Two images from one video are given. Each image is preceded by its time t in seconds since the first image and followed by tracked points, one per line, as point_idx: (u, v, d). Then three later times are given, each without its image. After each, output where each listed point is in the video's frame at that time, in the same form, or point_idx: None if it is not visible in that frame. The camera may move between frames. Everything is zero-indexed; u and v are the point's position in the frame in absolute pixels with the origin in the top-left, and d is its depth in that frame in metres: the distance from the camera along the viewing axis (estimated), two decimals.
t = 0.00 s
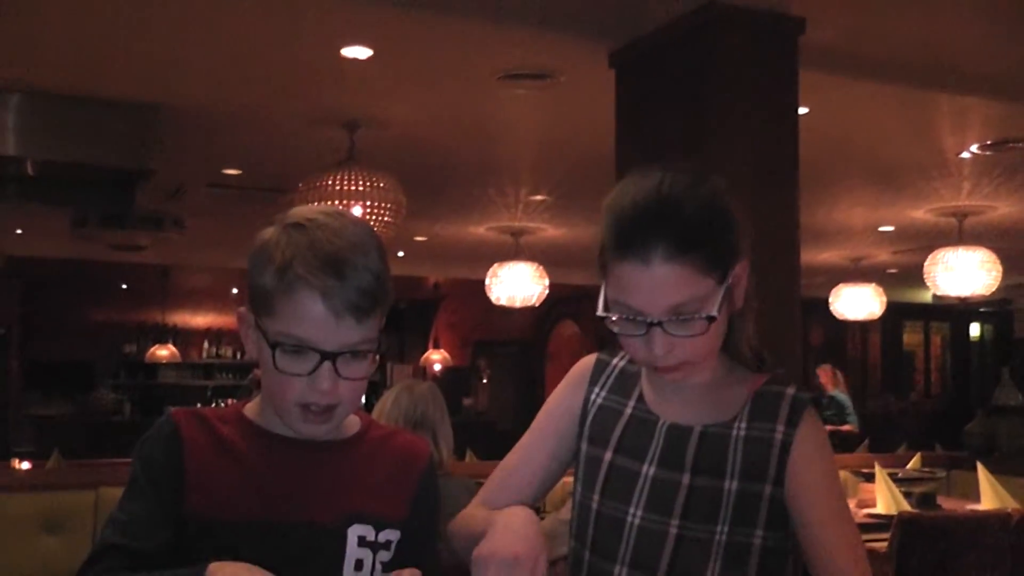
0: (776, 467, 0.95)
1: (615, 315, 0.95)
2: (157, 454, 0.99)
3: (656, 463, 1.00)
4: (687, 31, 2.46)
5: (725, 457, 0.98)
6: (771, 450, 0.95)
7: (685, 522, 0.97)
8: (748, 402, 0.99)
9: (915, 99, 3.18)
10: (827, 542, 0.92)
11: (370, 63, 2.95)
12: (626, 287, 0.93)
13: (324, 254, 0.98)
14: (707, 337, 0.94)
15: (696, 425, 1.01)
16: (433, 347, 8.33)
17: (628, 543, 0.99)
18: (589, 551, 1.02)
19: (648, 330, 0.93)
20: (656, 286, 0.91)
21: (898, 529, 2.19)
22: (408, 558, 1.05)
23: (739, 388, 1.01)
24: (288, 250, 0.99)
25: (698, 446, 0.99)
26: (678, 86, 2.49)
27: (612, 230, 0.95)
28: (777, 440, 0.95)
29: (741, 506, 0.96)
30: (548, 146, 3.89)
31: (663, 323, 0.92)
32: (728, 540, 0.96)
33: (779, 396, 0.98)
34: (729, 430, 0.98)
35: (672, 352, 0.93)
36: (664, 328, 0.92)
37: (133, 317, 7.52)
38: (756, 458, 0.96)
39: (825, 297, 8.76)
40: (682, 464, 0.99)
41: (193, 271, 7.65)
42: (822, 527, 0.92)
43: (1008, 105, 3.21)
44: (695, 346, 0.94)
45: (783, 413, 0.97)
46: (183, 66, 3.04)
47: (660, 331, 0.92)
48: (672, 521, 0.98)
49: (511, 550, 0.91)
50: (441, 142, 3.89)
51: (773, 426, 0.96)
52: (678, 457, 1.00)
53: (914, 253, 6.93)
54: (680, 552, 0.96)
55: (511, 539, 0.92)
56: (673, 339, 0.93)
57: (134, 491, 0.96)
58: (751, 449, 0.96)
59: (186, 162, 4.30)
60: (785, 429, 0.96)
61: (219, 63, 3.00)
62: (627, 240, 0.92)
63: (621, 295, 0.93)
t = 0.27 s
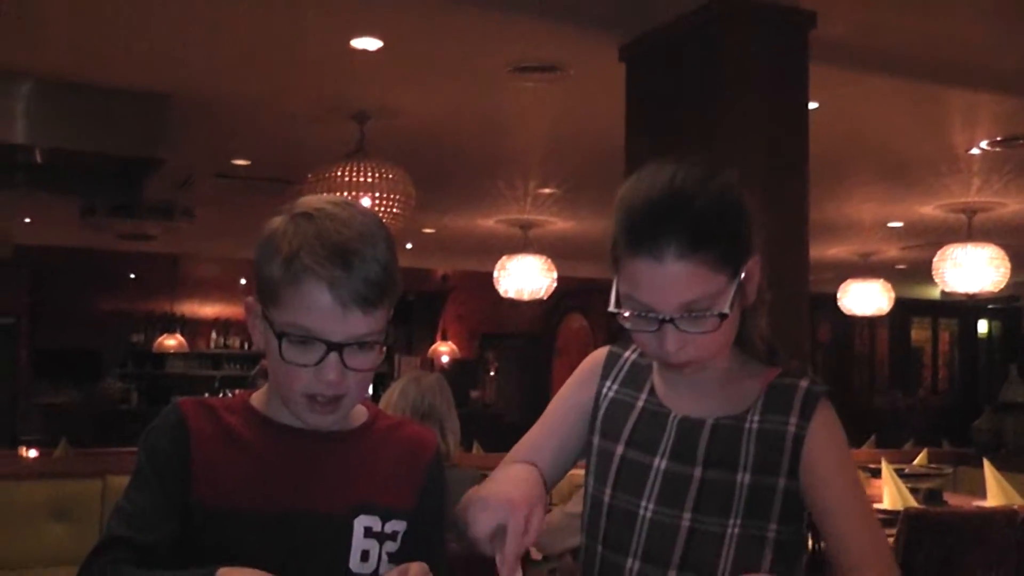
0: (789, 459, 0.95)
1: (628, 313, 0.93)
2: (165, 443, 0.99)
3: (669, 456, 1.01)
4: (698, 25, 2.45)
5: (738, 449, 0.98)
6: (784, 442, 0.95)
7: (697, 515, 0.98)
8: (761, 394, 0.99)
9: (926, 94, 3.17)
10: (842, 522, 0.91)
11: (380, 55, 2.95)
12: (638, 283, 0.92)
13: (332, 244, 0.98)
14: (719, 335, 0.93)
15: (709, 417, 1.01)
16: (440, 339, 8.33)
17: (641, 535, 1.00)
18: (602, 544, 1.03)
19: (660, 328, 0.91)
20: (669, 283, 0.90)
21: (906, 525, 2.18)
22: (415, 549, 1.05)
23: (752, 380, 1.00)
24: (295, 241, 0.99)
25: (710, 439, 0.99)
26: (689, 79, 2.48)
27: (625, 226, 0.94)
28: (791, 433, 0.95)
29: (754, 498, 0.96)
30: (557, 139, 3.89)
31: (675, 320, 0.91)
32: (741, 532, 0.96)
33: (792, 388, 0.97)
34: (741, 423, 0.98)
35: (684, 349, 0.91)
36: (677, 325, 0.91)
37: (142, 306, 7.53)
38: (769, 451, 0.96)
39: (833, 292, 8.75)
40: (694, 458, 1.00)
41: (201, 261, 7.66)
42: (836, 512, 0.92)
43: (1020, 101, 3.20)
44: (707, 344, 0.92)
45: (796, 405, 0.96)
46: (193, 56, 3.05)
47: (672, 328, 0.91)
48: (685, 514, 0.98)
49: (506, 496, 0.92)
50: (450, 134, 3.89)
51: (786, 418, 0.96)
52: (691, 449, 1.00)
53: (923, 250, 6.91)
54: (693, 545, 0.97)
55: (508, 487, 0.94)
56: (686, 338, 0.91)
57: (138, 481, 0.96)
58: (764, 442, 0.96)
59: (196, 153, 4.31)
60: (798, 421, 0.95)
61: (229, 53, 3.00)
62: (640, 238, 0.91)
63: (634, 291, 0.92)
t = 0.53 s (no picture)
0: (801, 453, 0.96)
1: (641, 302, 0.93)
2: (173, 428, 0.99)
3: (680, 449, 1.01)
4: (711, 17, 2.45)
5: (750, 442, 0.98)
6: (796, 435, 0.96)
7: (708, 507, 0.98)
8: (773, 388, 0.99)
9: (939, 90, 3.16)
10: (851, 518, 0.92)
11: (392, 43, 2.95)
12: (652, 273, 0.91)
13: (345, 231, 0.98)
14: (732, 328, 0.92)
15: (720, 410, 1.01)
16: (448, 329, 8.34)
17: (651, 527, 1.00)
18: (610, 535, 1.03)
19: (673, 319, 0.91)
20: (683, 273, 0.90)
21: (909, 522, 2.20)
22: (421, 538, 1.05)
23: (765, 373, 1.01)
24: (309, 227, 0.99)
25: (722, 431, 1.00)
26: (701, 71, 2.48)
27: (640, 216, 0.94)
28: (803, 426, 0.96)
29: (766, 492, 0.97)
30: (568, 130, 3.89)
31: (688, 310, 0.90)
32: (751, 525, 0.96)
33: (805, 382, 0.98)
34: (753, 415, 0.99)
35: (697, 340, 0.91)
36: (690, 315, 0.90)
37: (151, 292, 7.54)
38: (780, 445, 0.97)
39: (841, 288, 8.74)
40: (704, 450, 1.00)
41: (210, 248, 7.67)
42: (843, 506, 0.93)
43: None
44: (721, 335, 0.92)
45: (809, 399, 0.97)
46: (206, 42, 3.05)
47: (685, 319, 0.90)
48: (695, 506, 0.99)
49: (516, 509, 0.90)
50: (461, 124, 3.89)
51: (799, 412, 0.97)
52: (702, 442, 1.00)
53: (932, 246, 6.90)
54: (703, 538, 0.97)
55: (517, 497, 0.92)
56: (699, 328, 0.91)
57: (148, 466, 0.96)
58: (775, 435, 0.97)
59: (208, 139, 4.32)
60: (810, 415, 0.96)
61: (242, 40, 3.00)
62: (654, 227, 0.92)
63: (647, 281, 0.92)
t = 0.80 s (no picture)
0: (805, 441, 0.96)
1: (650, 291, 0.92)
2: (181, 414, 0.99)
3: (684, 438, 1.01)
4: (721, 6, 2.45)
5: (755, 431, 0.98)
6: (801, 424, 0.96)
7: (713, 496, 0.98)
8: (778, 377, 0.99)
9: (949, 80, 3.15)
10: (851, 502, 0.91)
11: (400, 31, 2.94)
12: (662, 263, 0.90)
13: (355, 217, 0.99)
14: (742, 317, 0.91)
15: (725, 399, 1.01)
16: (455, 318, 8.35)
17: (655, 516, 1.00)
18: (615, 524, 1.03)
19: (683, 308, 0.90)
20: (694, 264, 0.88)
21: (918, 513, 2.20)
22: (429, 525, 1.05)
23: (770, 362, 1.01)
24: (319, 212, 0.99)
25: (727, 420, 1.00)
26: (710, 61, 2.48)
27: (647, 204, 0.93)
28: (807, 416, 0.96)
29: (771, 481, 0.97)
30: (577, 119, 3.89)
31: (697, 301, 0.89)
32: (755, 514, 0.96)
33: (811, 370, 0.98)
34: (759, 404, 0.99)
35: (706, 330, 0.90)
36: (699, 305, 0.89)
37: (160, 281, 7.53)
38: (785, 434, 0.97)
39: (849, 279, 8.72)
40: (709, 439, 1.00)
41: (218, 237, 7.52)
42: (842, 492, 0.92)
43: None
44: (730, 325, 0.91)
45: (814, 388, 0.97)
46: (215, 30, 3.05)
47: (694, 310, 0.89)
48: (700, 495, 0.99)
49: (520, 495, 0.90)
50: (470, 113, 3.88)
51: (804, 401, 0.97)
52: (707, 431, 1.00)
53: (941, 237, 6.89)
54: (708, 527, 0.97)
55: (522, 484, 0.92)
56: (709, 318, 0.89)
57: (158, 452, 0.96)
58: (781, 424, 0.97)
59: (216, 127, 4.32)
60: (816, 404, 0.96)
61: (251, 28, 3.00)
62: (665, 215, 0.90)
63: (657, 270, 0.90)
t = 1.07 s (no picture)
0: (809, 430, 0.96)
1: (649, 282, 0.91)
2: (186, 398, 0.99)
3: (684, 426, 1.01)
4: None
5: (757, 420, 0.99)
6: (805, 414, 0.96)
7: (712, 484, 0.99)
8: (779, 367, 1.00)
9: (956, 72, 3.14)
10: (858, 487, 0.92)
11: (406, 18, 2.94)
12: (663, 255, 0.89)
13: (359, 203, 0.98)
14: (742, 310, 0.91)
15: (726, 387, 1.01)
16: (458, 307, 8.35)
17: (653, 505, 1.00)
18: (613, 512, 1.03)
19: (683, 299, 0.89)
20: (695, 256, 0.88)
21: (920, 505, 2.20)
22: (431, 512, 1.05)
23: (771, 349, 1.01)
24: (323, 198, 0.99)
25: (727, 409, 1.00)
26: (715, 51, 2.47)
27: (649, 194, 0.92)
28: (811, 406, 0.96)
29: (772, 470, 0.97)
30: (583, 108, 3.88)
31: (698, 293, 0.88)
32: (755, 504, 0.97)
33: (813, 360, 0.99)
34: (760, 393, 0.99)
35: (707, 321, 0.89)
36: (699, 297, 0.88)
37: (160, 267, 7.61)
38: (787, 423, 0.97)
39: (853, 271, 8.72)
40: (710, 427, 1.00)
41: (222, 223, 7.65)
42: (849, 478, 0.93)
43: None
44: (731, 316, 0.90)
45: (817, 378, 0.97)
46: (220, 16, 3.05)
47: (694, 302, 0.88)
48: (700, 484, 0.99)
49: (518, 479, 0.91)
50: (475, 101, 3.88)
51: (807, 391, 0.97)
52: (707, 419, 1.01)
53: (945, 230, 6.88)
54: (708, 515, 0.98)
55: (517, 468, 0.92)
56: (710, 309, 0.89)
57: (163, 437, 0.96)
58: (783, 413, 0.97)
59: (221, 113, 4.32)
60: (819, 394, 0.96)
61: (257, 14, 3.00)
62: (667, 208, 0.89)
63: (656, 262, 0.90)
